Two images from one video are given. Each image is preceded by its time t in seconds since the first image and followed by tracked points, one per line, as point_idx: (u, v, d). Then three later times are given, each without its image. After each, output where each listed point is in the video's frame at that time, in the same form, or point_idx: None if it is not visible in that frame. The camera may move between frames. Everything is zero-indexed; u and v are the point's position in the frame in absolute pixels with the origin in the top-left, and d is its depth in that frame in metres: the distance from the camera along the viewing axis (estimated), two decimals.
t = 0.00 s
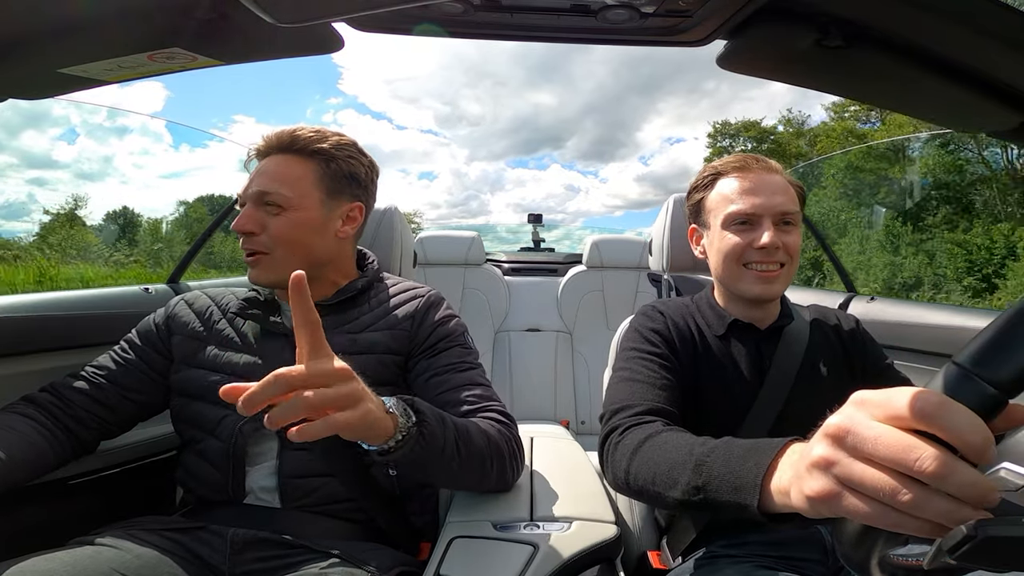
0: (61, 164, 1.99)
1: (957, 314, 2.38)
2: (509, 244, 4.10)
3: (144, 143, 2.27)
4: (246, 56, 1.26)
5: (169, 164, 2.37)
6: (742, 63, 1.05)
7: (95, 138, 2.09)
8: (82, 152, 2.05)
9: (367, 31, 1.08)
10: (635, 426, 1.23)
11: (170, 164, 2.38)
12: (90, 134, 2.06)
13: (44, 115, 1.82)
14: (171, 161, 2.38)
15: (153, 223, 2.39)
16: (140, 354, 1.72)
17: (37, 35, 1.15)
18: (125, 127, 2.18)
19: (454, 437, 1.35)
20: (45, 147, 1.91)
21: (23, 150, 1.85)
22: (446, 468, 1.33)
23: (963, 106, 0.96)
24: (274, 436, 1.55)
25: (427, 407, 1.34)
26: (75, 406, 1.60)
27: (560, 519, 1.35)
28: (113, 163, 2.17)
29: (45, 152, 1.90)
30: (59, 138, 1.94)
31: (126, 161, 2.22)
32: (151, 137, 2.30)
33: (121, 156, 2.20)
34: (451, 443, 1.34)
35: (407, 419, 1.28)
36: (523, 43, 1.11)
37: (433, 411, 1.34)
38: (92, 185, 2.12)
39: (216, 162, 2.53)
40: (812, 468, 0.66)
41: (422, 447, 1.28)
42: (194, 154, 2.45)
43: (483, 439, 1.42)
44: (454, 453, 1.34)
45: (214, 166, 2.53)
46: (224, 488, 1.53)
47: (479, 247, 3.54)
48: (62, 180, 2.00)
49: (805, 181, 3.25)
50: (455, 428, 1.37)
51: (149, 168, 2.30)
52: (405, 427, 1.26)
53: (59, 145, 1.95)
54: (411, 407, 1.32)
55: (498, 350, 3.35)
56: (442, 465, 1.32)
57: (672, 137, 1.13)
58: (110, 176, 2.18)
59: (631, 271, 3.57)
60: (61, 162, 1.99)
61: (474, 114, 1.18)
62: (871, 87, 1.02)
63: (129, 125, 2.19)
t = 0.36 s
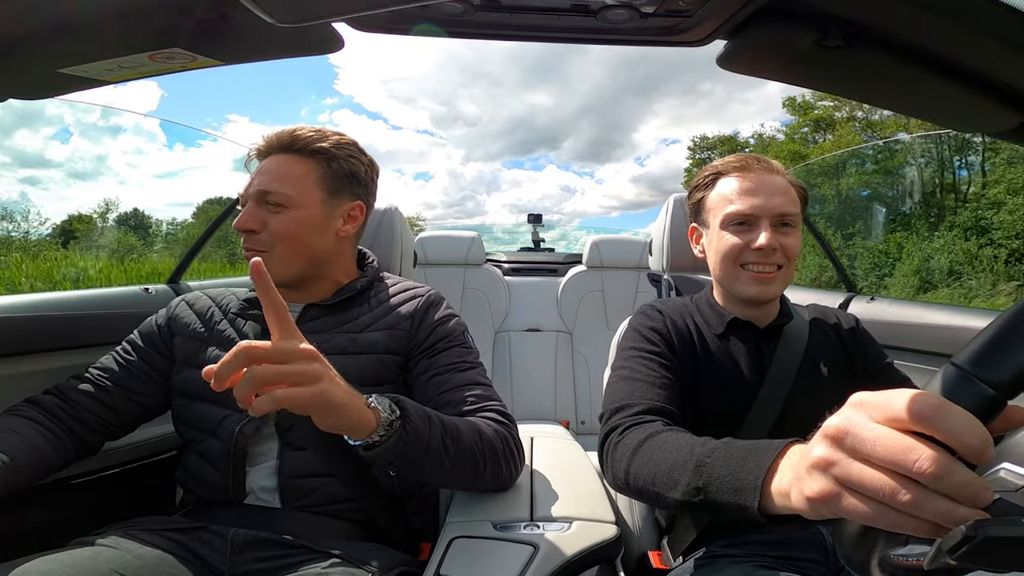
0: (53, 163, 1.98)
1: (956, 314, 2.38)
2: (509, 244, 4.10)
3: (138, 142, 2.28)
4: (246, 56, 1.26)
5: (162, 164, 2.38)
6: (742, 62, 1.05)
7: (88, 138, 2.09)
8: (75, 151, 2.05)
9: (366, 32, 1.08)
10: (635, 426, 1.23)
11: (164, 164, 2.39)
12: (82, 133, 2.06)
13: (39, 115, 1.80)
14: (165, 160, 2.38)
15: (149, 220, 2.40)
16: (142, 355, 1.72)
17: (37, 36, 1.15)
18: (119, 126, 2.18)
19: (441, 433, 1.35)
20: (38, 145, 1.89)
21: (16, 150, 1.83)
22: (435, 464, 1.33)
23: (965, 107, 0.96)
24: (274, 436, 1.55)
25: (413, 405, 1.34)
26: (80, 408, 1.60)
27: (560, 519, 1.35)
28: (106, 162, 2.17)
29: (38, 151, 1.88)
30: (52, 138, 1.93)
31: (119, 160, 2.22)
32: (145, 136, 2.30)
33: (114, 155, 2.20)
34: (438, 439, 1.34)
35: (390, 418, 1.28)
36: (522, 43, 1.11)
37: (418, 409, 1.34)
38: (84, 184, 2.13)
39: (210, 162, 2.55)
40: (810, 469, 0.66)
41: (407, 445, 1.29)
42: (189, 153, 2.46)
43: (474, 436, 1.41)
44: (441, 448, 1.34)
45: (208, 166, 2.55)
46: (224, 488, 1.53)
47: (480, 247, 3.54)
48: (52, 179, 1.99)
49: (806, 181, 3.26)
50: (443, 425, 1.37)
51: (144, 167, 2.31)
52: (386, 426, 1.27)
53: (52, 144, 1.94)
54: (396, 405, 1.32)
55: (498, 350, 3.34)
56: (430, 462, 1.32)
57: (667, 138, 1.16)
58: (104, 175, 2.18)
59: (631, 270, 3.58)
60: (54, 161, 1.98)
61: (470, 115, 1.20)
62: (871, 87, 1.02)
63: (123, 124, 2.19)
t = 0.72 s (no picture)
0: (46, 161, 1.93)
1: (956, 314, 2.38)
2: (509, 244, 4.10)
3: (132, 141, 2.22)
4: (246, 56, 1.26)
5: (156, 163, 2.32)
6: (743, 62, 1.05)
7: (81, 135, 2.02)
8: (69, 150, 2.00)
9: (367, 32, 1.08)
10: (634, 431, 1.23)
11: (158, 162, 2.33)
12: (77, 131, 1.99)
13: (32, 113, 1.72)
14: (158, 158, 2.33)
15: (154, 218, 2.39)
16: (142, 356, 1.72)
17: (37, 35, 1.15)
18: (113, 125, 2.12)
19: (439, 452, 1.34)
20: (30, 144, 1.84)
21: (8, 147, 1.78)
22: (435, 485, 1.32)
23: (964, 106, 0.96)
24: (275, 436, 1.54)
25: (407, 431, 1.34)
26: (80, 409, 1.60)
27: (559, 519, 1.35)
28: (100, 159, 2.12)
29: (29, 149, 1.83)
30: (45, 135, 1.87)
31: (113, 158, 2.17)
32: (139, 134, 2.24)
33: (108, 153, 2.15)
34: (436, 459, 1.33)
35: (384, 448, 1.28)
36: (521, 43, 1.11)
37: (412, 433, 1.34)
38: (78, 183, 2.08)
39: (204, 161, 2.49)
40: (805, 478, 0.66)
41: (404, 472, 1.29)
42: (183, 151, 2.41)
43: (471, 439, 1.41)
44: (439, 468, 1.33)
45: (203, 164, 2.49)
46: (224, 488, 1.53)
47: (479, 247, 3.54)
48: (44, 178, 1.96)
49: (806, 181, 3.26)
50: (439, 444, 1.36)
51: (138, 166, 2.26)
52: (381, 460, 1.27)
53: (46, 142, 1.89)
54: (389, 434, 1.32)
55: (498, 350, 3.34)
56: (428, 482, 1.32)
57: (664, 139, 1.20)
58: (97, 173, 2.14)
59: (631, 270, 3.58)
60: (46, 158, 1.93)
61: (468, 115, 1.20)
62: (870, 87, 1.03)
63: (118, 122, 2.13)
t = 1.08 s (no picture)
0: (32, 160, 1.94)
1: (956, 314, 2.39)
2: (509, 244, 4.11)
3: (120, 139, 2.20)
4: (247, 55, 1.26)
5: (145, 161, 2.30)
6: (742, 62, 1.05)
7: (70, 134, 2.03)
8: (56, 148, 2.00)
9: (366, 32, 1.08)
10: (633, 443, 1.24)
11: (148, 161, 2.31)
12: (65, 130, 2.01)
13: (19, 112, 1.71)
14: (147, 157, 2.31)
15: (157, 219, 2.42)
16: (146, 356, 1.71)
17: (39, 35, 1.15)
18: (101, 124, 2.11)
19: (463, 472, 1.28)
20: (18, 142, 1.85)
21: None
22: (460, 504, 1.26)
23: (966, 105, 0.95)
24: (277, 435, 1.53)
25: (430, 459, 1.24)
26: (84, 409, 1.60)
27: (559, 519, 1.35)
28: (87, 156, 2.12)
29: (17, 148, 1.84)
30: (32, 134, 1.86)
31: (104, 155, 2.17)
32: (128, 133, 2.22)
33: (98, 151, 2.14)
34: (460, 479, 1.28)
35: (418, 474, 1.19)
36: (519, 43, 1.11)
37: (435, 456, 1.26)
38: (66, 183, 2.08)
39: (193, 159, 2.45)
40: (791, 507, 0.69)
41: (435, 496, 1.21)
42: (172, 150, 2.37)
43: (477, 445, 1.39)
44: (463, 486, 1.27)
45: (192, 163, 2.45)
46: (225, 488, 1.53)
47: (480, 247, 3.54)
48: (34, 177, 1.97)
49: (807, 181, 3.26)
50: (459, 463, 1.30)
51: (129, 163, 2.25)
52: (413, 489, 1.17)
53: (32, 141, 1.88)
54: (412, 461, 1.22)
55: (498, 350, 3.34)
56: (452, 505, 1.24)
57: (657, 140, 1.22)
58: (83, 176, 2.13)
59: (631, 270, 3.58)
60: (33, 157, 1.94)
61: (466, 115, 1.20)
62: (870, 87, 1.03)
63: (106, 121, 2.12)
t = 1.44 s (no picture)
0: (13, 159, 1.92)
1: (956, 315, 2.39)
2: (509, 243, 4.10)
3: (103, 139, 2.19)
4: (248, 55, 1.26)
5: (126, 161, 2.29)
6: (743, 62, 1.05)
7: (50, 133, 2.00)
8: (36, 148, 1.98)
9: (367, 31, 1.08)
10: (630, 451, 1.25)
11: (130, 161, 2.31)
12: (46, 129, 1.98)
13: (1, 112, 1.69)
14: (129, 157, 2.30)
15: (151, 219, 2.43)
16: (147, 358, 1.71)
17: (40, 35, 1.15)
18: (83, 123, 2.09)
19: (410, 534, 1.22)
20: None
21: None
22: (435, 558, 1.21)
23: (968, 105, 0.95)
24: (279, 438, 1.55)
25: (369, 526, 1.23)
26: (85, 411, 1.60)
27: (560, 519, 1.35)
28: (69, 158, 2.11)
29: None
30: (12, 133, 1.86)
31: (83, 156, 2.15)
32: (111, 132, 2.21)
33: (77, 151, 2.13)
34: (411, 536, 1.22)
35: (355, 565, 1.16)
36: (519, 42, 1.11)
37: (366, 541, 1.21)
38: (45, 181, 2.06)
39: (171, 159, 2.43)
40: (787, 528, 0.72)
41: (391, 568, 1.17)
42: (155, 150, 2.36)
43: (453, 478, 1.34)
44: (421, 543, 1.21)
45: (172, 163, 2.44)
46: (225, 489, 1.53)
47: (479, 247, 3.54)
48: (15, 177, 1.96)
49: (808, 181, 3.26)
50: (405, 521, 1.25)
51: (106, 163, 2.23)
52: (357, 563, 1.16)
53: (13, 140, 1.87)
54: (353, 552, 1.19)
55: (498, 350, 3.34)
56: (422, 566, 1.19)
57: (646, 140, 1.30)
58: (65, 172, 2.12)
59: (631, 270, 3.58)
60: (13, 156, 1.93)
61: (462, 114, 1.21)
62: (870, 87, 1.03)
63: (88, 121, 2.10)
